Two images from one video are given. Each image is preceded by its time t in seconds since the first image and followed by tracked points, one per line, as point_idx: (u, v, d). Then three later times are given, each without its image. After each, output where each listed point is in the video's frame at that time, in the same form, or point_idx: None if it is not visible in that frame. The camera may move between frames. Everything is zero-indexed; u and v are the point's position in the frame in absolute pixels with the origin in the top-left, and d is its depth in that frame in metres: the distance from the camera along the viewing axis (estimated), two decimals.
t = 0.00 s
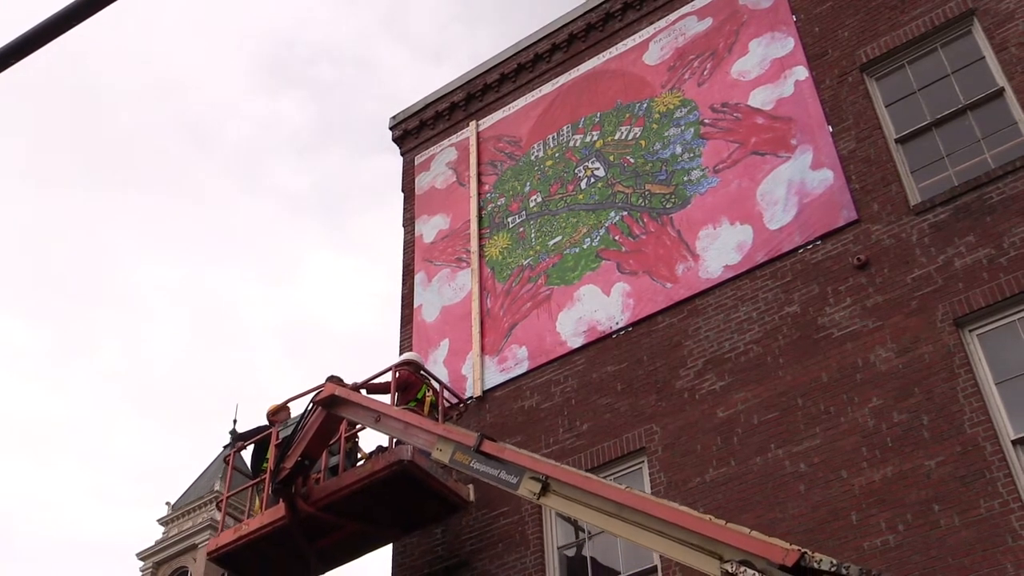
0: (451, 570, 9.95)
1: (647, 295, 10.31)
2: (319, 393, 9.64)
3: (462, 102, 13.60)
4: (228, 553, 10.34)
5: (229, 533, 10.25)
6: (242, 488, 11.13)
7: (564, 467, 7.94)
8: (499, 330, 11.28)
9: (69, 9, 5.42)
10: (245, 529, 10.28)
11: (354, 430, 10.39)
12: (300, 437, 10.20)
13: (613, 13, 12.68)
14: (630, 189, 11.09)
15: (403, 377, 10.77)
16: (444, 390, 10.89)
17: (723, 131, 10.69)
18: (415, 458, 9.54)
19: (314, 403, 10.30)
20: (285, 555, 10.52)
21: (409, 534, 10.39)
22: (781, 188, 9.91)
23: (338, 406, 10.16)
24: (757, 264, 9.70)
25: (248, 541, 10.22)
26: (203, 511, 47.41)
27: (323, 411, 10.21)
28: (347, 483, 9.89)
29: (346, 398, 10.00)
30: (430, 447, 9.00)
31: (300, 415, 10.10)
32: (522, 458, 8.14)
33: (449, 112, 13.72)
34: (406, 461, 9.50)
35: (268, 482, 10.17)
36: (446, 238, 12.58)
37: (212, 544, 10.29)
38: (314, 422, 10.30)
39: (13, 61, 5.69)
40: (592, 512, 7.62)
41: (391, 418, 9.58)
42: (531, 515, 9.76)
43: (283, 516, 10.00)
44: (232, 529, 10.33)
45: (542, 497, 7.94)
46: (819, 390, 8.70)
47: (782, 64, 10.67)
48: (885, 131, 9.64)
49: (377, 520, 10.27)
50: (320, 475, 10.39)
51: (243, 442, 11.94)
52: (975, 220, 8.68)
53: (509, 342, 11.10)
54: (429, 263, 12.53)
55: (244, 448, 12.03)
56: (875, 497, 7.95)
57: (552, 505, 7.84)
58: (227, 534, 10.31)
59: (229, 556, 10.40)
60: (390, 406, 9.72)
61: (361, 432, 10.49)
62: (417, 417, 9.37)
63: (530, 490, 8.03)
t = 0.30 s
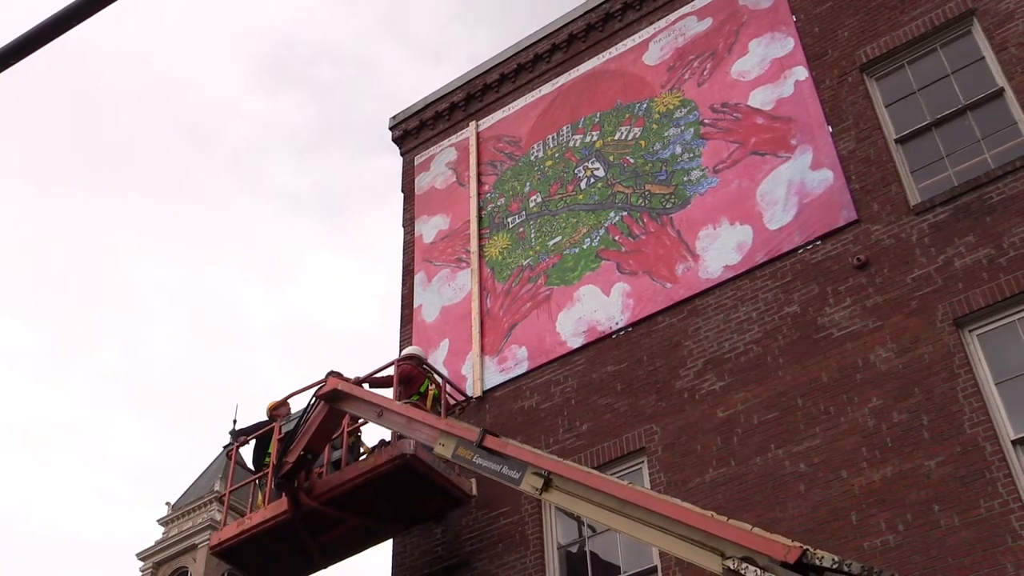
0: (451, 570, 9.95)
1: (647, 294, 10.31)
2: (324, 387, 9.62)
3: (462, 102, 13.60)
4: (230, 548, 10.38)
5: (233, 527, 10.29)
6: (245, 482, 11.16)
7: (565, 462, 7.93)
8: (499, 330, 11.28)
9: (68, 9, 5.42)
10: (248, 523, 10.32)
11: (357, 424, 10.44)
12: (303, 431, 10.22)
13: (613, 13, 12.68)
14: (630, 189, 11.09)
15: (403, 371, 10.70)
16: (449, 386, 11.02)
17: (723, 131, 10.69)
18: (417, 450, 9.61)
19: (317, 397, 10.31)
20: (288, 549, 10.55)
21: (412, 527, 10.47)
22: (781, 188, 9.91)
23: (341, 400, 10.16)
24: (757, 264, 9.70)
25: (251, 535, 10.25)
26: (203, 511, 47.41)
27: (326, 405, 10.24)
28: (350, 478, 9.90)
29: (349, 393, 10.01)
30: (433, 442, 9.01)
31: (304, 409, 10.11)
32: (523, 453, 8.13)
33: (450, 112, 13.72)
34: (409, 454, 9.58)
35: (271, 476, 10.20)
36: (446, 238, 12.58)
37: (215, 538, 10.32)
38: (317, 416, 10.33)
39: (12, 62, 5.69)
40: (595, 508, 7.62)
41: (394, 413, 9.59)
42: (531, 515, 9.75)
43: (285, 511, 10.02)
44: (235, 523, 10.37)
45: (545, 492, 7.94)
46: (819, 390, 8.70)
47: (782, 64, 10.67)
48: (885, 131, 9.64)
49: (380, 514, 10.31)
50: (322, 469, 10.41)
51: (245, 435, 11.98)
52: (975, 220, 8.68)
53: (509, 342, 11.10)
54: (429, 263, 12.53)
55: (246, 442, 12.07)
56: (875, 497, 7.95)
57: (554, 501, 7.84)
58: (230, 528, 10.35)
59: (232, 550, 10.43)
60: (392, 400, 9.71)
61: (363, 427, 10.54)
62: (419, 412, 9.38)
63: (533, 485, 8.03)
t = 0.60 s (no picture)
0: (451, 570, 9.94)
1: (647, 295, 10.31)
2: (324, 385, 9.58)
3: (462, 102, 13.60)
4: (231, 544, 10.39)
5: (234, 523, 10.29)
6: (246, 478, 11.17)
7: (567, 459, 7.93)
8: (499, 330, 11.28)
9: (67, 9, 5.42)
10: (249, 520, 10.31)
11: (358, 420, 10.41)
12: (304, 427, 10.19)
13: (613, 13, 12.67)
14: (630, 189, 11.09)
15: (404, 366, 10.66)
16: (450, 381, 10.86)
17: (723, 131, 10.69)
18: (419, 448, 9.55)
19: (318, 393, 10.25)
20: (289, 545, 10.54)
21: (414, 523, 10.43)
22: (780, 188, 9.91)
23: (342, 396, 10.10)
24: (757, 264, 9.70)
25: (253, 531, 10.25)
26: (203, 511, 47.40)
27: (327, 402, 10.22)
28: (352, 474, 9.87)
29: (350, 389, 9.99)
30: (434, 439, 9.00)
31: (305, 405, 10.07)
32: (524, 450, 8.13)
33: (449, 112, 13.72)
34: (410, 450, 9.53)
35: (272, 472, 10.19)
36: (446, 238, 12.58)
37: (216, 534, 10.32)
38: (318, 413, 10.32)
39: (12, 61, 5.69)
40: (596, 505, 7.60)
41: (395, 409, 9.54)
42: (531, 515, 9.75)
43: (286, 507, 9.99)
44: (236, 519, 10.37)
45: (546, 489, 7.93)
46: (819, 390, 8.70)
47: (782, 64, 10.67)
48: (885, 131, 9.64)
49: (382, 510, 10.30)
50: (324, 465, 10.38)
51: (246, 432, 12.00)
52: (975, 220, 8.68)
53: (509, 342, 11.10)
54: (429, 263, 12.53)
55: (247, 438, 12.09)
56: (875, 497, 7.95)
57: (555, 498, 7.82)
58: (231, 524, 10.34)
59: (233, 546, 10.44)
60: (393, 396, 9.67)
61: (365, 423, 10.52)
62: (421, 408, 9.34)
63: (534, 482, 8.02)
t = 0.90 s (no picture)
0: (451, 570, 9.93)
1: (647, 295, 10.30)
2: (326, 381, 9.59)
3: (462, 102, 13.60)
4: (232, 540, 10.38)
5: (235, 519, 10.28)
6: (246, 474, 11.16)
7: (568, 455, 7.93)
8: (499, 330, 11.28)
9: (68, 9, 5.42)
10: (250, 516, 10.30)
11: (360, 416, 10.42)
12: (306, 423, 10.20)
13: (613, 13, 12.67)
14: (630, 189, 11.09)
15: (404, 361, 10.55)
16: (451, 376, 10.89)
17: (723, 131, 10.68)
18: (421, 442, 9.61)
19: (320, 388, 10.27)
20: (291, 540, 10.53)
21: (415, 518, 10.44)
22: (780, 188, 9.91)
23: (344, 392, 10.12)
24: (757, 264, 9.70)
25: (254, 527, 10.24)
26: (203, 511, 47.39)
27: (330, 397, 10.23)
28: (354, 469, 9.89)
29: (352, 385, 9.98)
30: (436, 435, 9.00)
31: (308, 401, 10.08)
32: (526, 446, 8.13)
33: (449, 112, 13.71)
34: (412, 445, 9.58)
35: (273, 468, 10.18)
36: (446, 238, 12.58)
37: (218, 530, 10.31)
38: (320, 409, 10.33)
39: (12, 62, 5.69)
40: (597, 502, 7.59)
41: (398, 405, 9.56)
42: (531, 515, 9.74)
43: (288, 502, 10.00)
44: (237, 515, 10.36)
45: (547, 485, 7.93)
46: (819, 390, 8.70)
47: (782, 64, 10.66)
48: (885, 131, 9.64)
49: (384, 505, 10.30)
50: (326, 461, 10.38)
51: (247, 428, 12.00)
52: (975, 220, 8.68)
53: (509, 342, 11.10)
54: (428, 262, 12.53)
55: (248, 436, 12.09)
56: (875, 497, 7.96)
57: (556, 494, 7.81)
58: (233, 520, 10.34)
59: (235, 542, 10.43)
60: (395, 392, 9.68)
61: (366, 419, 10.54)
62: (424, 404, 9.34)
63: (535, 478, 8.01)
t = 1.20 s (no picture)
0: (451, 570, 9.93)
1: (647, 294, 10.31)
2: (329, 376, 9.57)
3: (462, 102, 13.60)
4: (234, 536, 10.38)
5: (238, 514, 10.26)
6: (248, 470, 11.15)
7: (569, 451, 7.92)
8: (499, 330, 11.28)
9: (68, 9, 5.42)
10: (253, 510, 10.29)
11: (362, 410, 10.45)
12: (308, 417, 10.23)
13: (613, 13, 12.67)
14: (630, 189, 11.09)
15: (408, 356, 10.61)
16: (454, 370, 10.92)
17: (723, 131, 10.69)
18: (424, 436, 9.64)
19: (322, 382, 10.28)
20: (294, 535, 10.53)
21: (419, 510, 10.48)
22: (780, 188, 9.91)
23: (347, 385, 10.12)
24: (757, 264, 9.70)
25: (257, 521, 10.24)
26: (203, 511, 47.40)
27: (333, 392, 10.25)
28: (357, 463, 9.92)
29: (355, 380, 9.99)
30: (438, 430, 8.99)
31: (310, 395, 10.10)
32: (528, 442, 8.13)
33: (449, 112, 13.71)
34: (415, 440, 9.61)
35: (276, 463, 10.19)
36: (446, 238, 12.58)
37: (220, 525, 10.29)
38: (324, 403, 10.35)
39: (13, 62, 5.69)
40: (600, 498, 7.59)
41: (400, 399, 9.56)
42: (531, 515, 9.74)
43: (291, 496, 9.98)
44: (240, 509, 10.35)
45: (550, 480, 7.92)
46: (819, 390, 8.71)
47: (782, 64, 10.67)
48: (885, 131, 9.64)
49: (387, 498, 10.33)
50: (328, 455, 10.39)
51: (248, 426, 11.99)
52: (975, 220, 8.68)
53: (509, 341, 11.11)
54: (428, 262, 12.53)
55: (250, 431, 12.08)
56: (875, 497, 7.97)
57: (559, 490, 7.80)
58: (236, 515, 10.32)
59: (238, 536, 10.42)
60: (397, 387, 9.67)
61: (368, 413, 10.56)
62: (426, 399, 9.34)
63: (537, 473, 8.00)
